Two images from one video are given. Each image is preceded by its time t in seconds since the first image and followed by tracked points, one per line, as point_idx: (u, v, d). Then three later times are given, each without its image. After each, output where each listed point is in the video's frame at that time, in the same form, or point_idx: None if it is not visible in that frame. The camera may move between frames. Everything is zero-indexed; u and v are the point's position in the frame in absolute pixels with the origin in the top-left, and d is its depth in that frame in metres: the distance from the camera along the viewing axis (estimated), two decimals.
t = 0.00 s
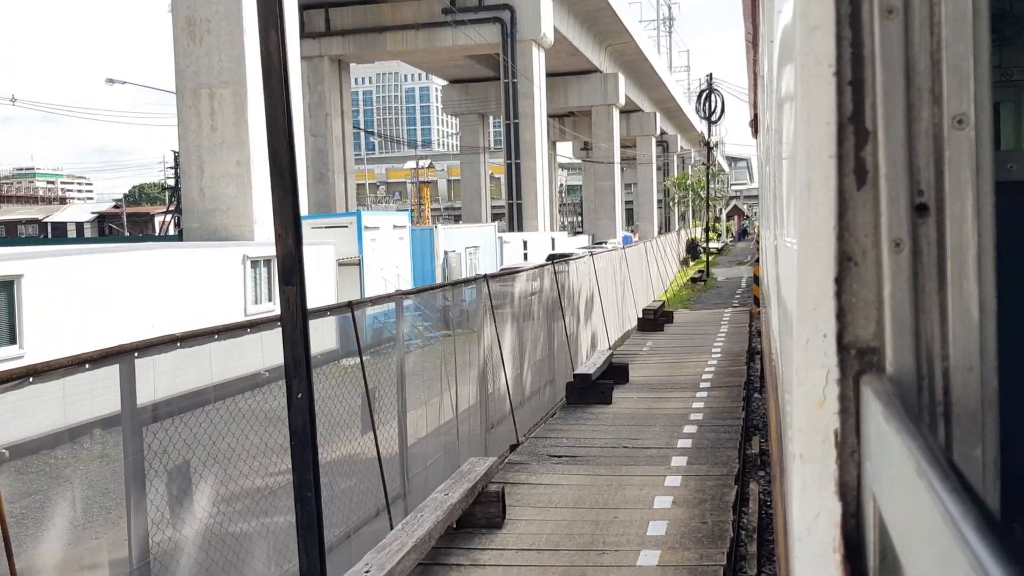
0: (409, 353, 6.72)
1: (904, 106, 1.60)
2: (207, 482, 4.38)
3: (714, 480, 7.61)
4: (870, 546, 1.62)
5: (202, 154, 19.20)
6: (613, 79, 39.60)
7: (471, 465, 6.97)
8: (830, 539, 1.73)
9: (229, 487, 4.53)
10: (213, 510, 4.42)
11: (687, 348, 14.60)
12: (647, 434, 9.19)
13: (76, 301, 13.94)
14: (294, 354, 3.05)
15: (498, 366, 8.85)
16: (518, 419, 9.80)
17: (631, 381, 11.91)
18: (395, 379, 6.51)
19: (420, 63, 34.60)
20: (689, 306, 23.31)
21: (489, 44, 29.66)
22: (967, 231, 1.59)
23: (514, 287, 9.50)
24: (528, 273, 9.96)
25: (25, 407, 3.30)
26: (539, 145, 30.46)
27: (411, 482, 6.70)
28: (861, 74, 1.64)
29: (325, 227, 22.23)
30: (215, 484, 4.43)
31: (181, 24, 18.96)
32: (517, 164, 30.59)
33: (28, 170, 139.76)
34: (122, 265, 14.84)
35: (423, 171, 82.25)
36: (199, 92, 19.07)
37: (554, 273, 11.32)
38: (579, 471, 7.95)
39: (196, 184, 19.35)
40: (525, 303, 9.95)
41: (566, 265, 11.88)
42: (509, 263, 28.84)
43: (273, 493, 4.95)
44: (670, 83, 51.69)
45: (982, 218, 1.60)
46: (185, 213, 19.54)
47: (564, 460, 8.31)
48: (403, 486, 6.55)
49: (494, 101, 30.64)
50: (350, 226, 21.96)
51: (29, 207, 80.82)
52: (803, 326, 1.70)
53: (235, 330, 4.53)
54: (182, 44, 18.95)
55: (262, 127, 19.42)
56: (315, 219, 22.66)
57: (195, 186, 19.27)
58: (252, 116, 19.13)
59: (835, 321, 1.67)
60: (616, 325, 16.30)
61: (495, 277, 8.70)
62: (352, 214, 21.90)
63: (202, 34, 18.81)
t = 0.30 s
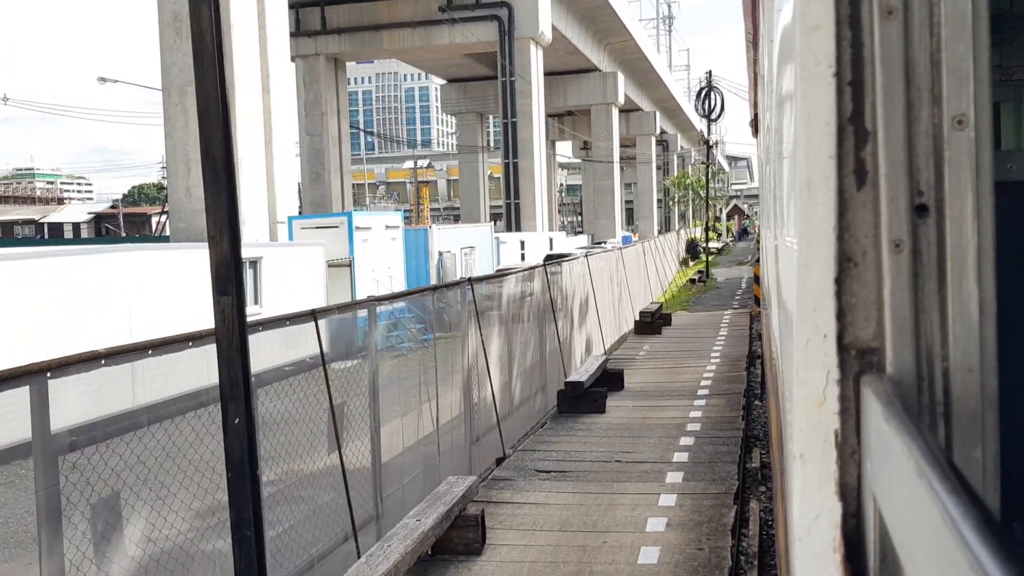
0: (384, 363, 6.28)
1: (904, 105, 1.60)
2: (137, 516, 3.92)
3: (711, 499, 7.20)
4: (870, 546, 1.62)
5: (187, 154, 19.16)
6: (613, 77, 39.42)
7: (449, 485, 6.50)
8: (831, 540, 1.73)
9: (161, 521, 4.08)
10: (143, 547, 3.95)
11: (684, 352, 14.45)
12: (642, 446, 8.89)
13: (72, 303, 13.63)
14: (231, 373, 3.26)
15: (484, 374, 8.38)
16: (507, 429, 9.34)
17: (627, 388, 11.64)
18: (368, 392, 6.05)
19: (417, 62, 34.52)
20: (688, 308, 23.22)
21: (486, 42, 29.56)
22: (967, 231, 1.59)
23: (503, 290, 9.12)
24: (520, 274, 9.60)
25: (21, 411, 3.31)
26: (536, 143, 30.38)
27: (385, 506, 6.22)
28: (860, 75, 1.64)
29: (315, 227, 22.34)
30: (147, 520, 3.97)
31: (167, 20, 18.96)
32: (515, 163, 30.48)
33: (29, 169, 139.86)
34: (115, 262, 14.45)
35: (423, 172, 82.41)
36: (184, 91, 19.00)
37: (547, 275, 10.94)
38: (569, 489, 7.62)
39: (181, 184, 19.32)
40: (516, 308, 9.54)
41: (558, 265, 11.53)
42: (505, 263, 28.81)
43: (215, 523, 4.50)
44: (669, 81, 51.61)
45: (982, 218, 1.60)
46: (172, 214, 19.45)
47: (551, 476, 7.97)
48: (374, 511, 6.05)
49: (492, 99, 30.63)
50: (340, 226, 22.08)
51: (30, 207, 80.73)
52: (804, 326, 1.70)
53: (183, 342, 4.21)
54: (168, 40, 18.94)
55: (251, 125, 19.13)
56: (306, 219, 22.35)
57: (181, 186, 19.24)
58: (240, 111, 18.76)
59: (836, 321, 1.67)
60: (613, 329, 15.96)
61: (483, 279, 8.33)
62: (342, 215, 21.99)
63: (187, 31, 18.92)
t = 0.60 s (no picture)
0: (355, 376, 5.86)
1: (903, 108, 1.60)
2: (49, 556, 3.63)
3: (707, 523, 6.66)
4: (870, 547, 1.62)
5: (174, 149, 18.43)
6: (613, 77, 39.35)
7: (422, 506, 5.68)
8: (831, 541, 1.73)
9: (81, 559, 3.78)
10: None
11: (681, 355, 14.25)
12: (636, 462, 8.30)
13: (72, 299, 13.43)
14: (146, 399, 2.58)
15: (468, 385, 7.97)
16: (494, 441, 8.88)
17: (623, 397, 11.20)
18: (336, 407, 5.64)
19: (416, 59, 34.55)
20: (688, 309, 23.14)
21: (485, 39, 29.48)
22: (967, 232, 1.59)
23: (490, 293, 8.68)
24: (508, 277, 9.17)
25: None
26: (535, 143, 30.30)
27: (354, 531, 5.77)
28: (860, 76, 1.64)
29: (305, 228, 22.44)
30: (62, 560, 3.69)
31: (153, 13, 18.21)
32: (514, 163, 30.34)
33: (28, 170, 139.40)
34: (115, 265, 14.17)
35: (423, 172, 82.36)
36: (171, 87, 18.20)
37: (539, 278, 10.49)
38: (556, 512, 7.02)
39: (169, 182, 18.61)
40: (503, 313, 9.08)
41: (552, 268, 11.13)
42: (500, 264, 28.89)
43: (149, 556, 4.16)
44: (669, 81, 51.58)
45: (982, 219, 1.60)
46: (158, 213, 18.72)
47: (538, 496, 7.40)
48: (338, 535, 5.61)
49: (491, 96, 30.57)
50: (330, 226, 22.06)
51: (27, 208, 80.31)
52: (803, 327, 1.70)
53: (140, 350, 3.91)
54: (154, 34, 18.18)
55: (242, 124, 18.86)
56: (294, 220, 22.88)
57: (167, 183, 18.54)
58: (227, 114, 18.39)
59: (835, 322, 1.67)
60: (610, 333, 15.47)
61: (467, 283, 7.89)
62: (333, 215, 22.07)
63: (175, 25, 18.10)
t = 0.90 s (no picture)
0: (314, 392, 5.51)
1: (904, 105, 1.60)
2: None
3: (702, 549, 6.51)
4: (871, 546, 1.63)
5: (158, 146, 18.21)
6: (612, 75, 39.36)
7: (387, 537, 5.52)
8: (831, 540, 1.73)
9: None
10: None
11: (678, 359, 14.07)
12: (626, 480, 8.20)
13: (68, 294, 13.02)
14: (22, 434, 2.51)
15: (448, 397, 7.64)
16: (478, 452, 8.54)
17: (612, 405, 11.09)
18: (291, 427, 5.28)
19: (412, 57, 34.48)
20: (685, 311, 23.09)
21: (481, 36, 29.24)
22: (968, 228, 1.60)
23: (473, 300, 8.35)
24: (493, 280, 8.86)
25: None
26: (533, 141, 30.26)
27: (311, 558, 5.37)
28: (861, 75, 1.64)
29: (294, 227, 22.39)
30: None
31: (137, 7, 17.92)
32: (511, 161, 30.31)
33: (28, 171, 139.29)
34: (113, 265, 13.78)
35: (422, 171, 82.53)
36: (155, 82, 18.04)
37: (528, 281, 10.14)
38: (538, 535, 6.92)
39: (152, 181, 18.37)
40: (487, 320, 8.75)
41: (542, 269, 10.78)
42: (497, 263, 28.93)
43: None
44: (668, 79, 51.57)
45: (983, 218, 1.60)
46: (143, 213, 18.50)
47: (519, 517, 7.29)
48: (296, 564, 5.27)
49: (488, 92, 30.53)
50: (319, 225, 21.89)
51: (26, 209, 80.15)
52: (804, 326, 1.70)
53: (58, 371, 3.55)
54: (140, 30, 17.93)
55: (226, 120, 18.57)
56: (284, 219, 22.71)
57: (152, 182, 18.30)
58: (213, 112, 18.15)
59: (836, 320, 1.67)
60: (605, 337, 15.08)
61: (446, 288, 7.60)
62: (322, 214, 21.92)
63: (160, 19, 17.86)
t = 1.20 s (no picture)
0: (266, 409, 4.89)
1: (903, 106, 1.60)
2: None
3: None
4: (870, 549, 1.62)
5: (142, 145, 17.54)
6: (610, 74, 39.27)
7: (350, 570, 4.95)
8: (830, 541, 1.73)
9: None
10: None
11: (676, 366, 13.74)
12: (616, 502, 7.53)
13: (66, 295, 12.93)
14: None
15: (419, 411, 6.99)
16: (457, 470, 7.89)
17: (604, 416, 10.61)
18: (239, 450, 4.65)
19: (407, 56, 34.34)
20: (684, 313, 22.96)
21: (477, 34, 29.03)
22: (966, 228, 1.59)
23: (455, 306, 7.76)
24: (477, 284, 8.25)
25: None
26: (530, 140, 30.17)
27: None
28: (860, 75, 1.64)
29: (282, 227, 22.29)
30: None
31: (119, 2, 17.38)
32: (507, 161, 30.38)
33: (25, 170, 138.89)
34: (110, 263, 13.82)
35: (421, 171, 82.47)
36: (138, 78, 17.42)
37: (516, 284, 9.52)
38: (517, 565, 6.22)
39: (136, 180, 17.65)
40: (472, 326, 8.13)
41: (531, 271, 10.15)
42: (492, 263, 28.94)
43: None
44: (666, 78, 51.46)
45: (981, 217, 1.60)
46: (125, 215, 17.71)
47: (498, 544, 6.60)
48: None
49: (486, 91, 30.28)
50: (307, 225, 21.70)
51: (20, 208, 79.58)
52: (803, 328, 1.70)
53: None
54: (121, 25, 17.35)
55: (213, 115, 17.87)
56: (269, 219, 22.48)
57: (135, 181, 17.58)
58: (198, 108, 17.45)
59: (835, 321, 1.67)
60: (599, 343, 14.68)
61: (423, 293, 7.00)
62: (309, 214, 21.81)
63: (141, 15, 17.28)
